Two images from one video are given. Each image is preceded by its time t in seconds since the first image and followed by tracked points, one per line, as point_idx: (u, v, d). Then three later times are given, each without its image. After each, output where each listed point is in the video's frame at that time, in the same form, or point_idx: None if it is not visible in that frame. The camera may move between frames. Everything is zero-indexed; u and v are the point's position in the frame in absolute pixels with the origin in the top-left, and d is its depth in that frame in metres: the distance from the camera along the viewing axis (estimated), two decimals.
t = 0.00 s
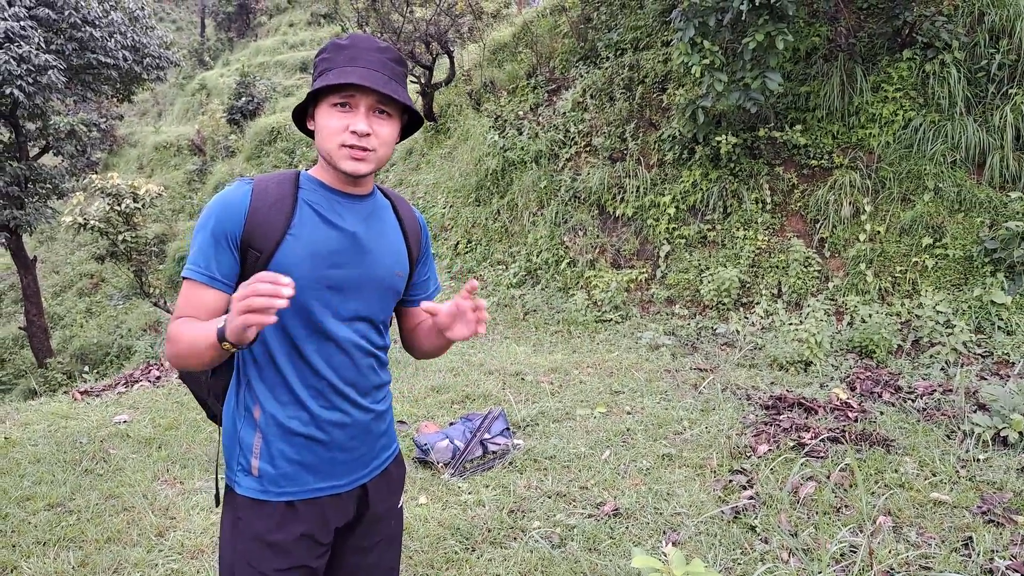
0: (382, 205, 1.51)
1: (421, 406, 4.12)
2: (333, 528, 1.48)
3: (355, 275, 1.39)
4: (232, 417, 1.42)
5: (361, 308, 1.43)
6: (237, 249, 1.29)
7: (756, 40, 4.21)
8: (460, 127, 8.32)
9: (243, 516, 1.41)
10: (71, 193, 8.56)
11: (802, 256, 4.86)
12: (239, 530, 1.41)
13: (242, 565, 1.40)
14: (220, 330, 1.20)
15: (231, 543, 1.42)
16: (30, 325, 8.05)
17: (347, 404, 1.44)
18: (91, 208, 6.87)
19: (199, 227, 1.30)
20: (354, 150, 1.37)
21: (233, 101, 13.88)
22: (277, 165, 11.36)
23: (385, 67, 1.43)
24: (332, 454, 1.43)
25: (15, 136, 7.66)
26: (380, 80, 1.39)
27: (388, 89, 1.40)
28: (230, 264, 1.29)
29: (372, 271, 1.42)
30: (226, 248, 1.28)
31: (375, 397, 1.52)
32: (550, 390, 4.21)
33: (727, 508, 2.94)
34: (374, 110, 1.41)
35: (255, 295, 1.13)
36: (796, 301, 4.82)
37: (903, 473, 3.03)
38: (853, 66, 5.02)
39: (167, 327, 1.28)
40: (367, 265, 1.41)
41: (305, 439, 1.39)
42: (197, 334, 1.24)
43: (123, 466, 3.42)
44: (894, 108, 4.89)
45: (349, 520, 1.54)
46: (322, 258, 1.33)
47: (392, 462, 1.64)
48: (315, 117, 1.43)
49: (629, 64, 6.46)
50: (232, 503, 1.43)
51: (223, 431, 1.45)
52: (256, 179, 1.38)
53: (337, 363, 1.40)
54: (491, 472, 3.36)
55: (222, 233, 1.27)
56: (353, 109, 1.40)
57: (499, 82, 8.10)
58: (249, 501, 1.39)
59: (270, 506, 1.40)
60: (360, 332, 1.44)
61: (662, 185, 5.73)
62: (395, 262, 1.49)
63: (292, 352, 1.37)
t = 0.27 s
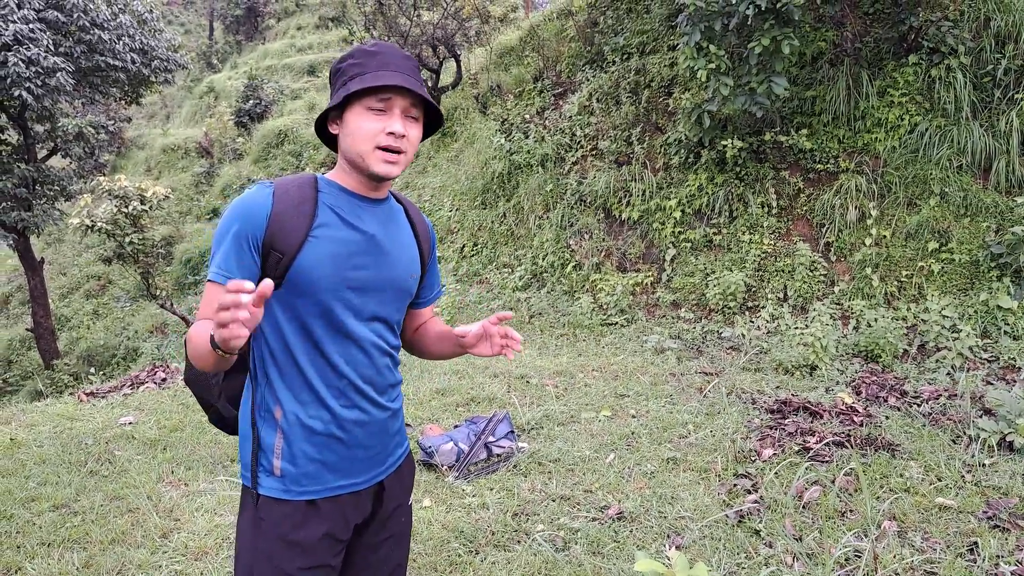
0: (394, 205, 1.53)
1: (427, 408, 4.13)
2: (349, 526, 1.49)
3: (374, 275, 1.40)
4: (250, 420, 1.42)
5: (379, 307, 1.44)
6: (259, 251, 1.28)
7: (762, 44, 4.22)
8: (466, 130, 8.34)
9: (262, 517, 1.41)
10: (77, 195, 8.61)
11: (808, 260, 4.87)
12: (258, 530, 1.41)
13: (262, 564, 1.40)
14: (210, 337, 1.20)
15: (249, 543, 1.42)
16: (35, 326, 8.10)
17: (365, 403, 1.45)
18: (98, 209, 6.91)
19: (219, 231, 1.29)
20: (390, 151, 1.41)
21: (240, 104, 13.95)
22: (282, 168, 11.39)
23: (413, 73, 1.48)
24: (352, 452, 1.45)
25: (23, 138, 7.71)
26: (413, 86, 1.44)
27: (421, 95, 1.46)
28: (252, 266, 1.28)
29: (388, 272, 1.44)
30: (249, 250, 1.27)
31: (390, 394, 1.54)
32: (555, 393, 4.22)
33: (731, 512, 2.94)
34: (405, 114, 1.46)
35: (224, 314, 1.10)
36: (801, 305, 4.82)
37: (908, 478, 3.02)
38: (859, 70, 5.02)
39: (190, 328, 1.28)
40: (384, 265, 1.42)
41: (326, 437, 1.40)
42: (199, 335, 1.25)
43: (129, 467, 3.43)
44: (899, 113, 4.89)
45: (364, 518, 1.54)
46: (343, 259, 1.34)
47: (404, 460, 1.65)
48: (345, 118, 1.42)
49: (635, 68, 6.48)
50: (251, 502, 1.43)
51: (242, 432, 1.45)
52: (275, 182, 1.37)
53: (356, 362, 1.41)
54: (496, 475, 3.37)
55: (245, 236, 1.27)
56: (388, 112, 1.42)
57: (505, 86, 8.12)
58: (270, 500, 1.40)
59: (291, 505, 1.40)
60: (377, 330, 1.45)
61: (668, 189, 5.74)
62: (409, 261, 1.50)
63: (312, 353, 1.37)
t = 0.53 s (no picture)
0: (394, 204, 1.53)
1: (428, 412, 4.13)
2: (354, 527, 1.50)
3: (381, 276, 1.41)
4: (257, 425, 1.41)
5: (385, 308, 1.45)
6: (268, 257, 1.27)
7: (763, 48, 4.23)
8: (468, 133, 8.35)
9: (271, 519, 1.42)
10: (79, 197, 8.62)
11: (809, 264, 4.87)
12: (267, 532, 1.42)
13: (270, 565, 1.42)
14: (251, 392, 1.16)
15: (258, 545, 1.43)
16: (36, 328, 8.11)
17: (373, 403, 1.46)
18: (99, 212, 6.92)
19: (227, 238, 1.27)
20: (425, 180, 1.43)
21: (243, 106, 13.98)
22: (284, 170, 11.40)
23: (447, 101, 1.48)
24: (361, 451, 1.46)
25: (25, 140, 7.73)
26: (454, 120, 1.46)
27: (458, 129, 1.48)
28: (262, 272, 1.27)
29: (394, 272, 1.45)
30: (260, 257, 1.26)
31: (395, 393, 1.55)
32: (556, 397, 4.22)
33: (731, 515, 2.93)
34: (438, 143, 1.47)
35: (295, 420, 1.10)
36: (802, 309, 4.82)
37: (909, 482, 3.02)
38: (860, 75, 5.03)
39: (206, 344, 1.25)
40: (390, 265, 1.43)
41: (335, 439, 1.41)
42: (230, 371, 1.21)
43: (129, 470, 3.43)
44: (900, 118, 4.90)
45: (368, 519, 1.55)
46: (351, 262, 1.35)
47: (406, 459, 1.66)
48: (390, 142, 1.36)
49: (637, 72, 6.49)
50: (259, 505, 1.44)
51: (249, 436, 1.45)
52: (280, 187, 1.36)
53: (365, 364, 1.42)
54: (496, 479, 3.37)
55: (255, 243, 1.26)
56: (431, 143, 1.42)
57: (507, 89, 8.13)
58: (279, 503, 1.40)
59: (300, 507, 1.41)
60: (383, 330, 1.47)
61: (669, 193, 5.74)
62: (412, 261, 1.52)
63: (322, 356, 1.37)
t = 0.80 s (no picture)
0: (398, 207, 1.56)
1: (428, 414, 4.14)
2: (363, 526, 1.51)
3: (393, 278, 1.44)
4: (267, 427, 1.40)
5: (393, 309, 1.48)
6: (289, 260, 1.26)
7: (764, 50, 4.23)
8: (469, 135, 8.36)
9: (284, 520, 1.42)
10: (81, 200, 8.65)
11: (810, 265, 4.87)
12: (280, 532, 1.42)
13: (284, 565, 1.42)
14: (301, 429, 1.15)
15: (270, 545, 1.43)
16: (38, 330, 8.14)
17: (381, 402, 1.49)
18: (101, 215, 6.93)
19: (247, 239, 1.23)
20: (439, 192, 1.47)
21: (244, 109, 14.01)
22: (286, 172, 11.42)
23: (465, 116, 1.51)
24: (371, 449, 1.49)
25: (27, 144, 7.75)
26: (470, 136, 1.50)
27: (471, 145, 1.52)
28: (284, 275, 1.26)
29: (403, 275, 1.47)
30: (284, 259, 1.25)
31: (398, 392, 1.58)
32: (557, 398, 4.22)
33: (732, 516, 2.93)
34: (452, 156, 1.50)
35: (354, 470, 1.15)
36: (804, 311, 4.82)
37: (910, 483, 3.02)
38: (861, 76, 5.03)
39: (230, 356, 1.21)
40: (399, 269, 1.46)
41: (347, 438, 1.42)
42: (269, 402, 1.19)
43: (130, 472, 3.45)
44: (901, 119, 4.90)
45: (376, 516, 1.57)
46: (368, 264, 1.36)
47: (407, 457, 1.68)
48: (420, 157, 1.37)
49: (638, 73, 6.49)
50: (271, 506, 1.43)
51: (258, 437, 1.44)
52: (297, 190, 1.34)
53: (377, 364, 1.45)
54: (497, 480, 3.37)
55: (279, 245, 1.24)
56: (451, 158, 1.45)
57: (508, 92, 8.14)
58: (293, 503, 1.41)
59: (313, 507, 1.41)
60: (391, 331, 1.50)
61: (670, 195, 5.74)
62: (417, 263, 1.55)
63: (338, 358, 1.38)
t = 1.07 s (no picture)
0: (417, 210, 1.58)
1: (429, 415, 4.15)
2: (372, 515, 1.54)
3: (415, 279, 1.46)
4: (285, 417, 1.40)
5: (412, 309, 1.51)
6: (324, 254, 1.27)
7: (768, 50, 4.21)
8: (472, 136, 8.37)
9: (302, 508, 1.43)
10: (87, 200, 8.71)
11: (814, 267, 4.86)
12: (298, 521, 1.43)
13: (302, 552, 1.43)
14: (366, 418, 1.28)
15: (286, 534, 1.43)
16: (44, 330, 8.19)
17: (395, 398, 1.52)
18: (106, 215, 6.98)
19: (286, 231, 1.23)
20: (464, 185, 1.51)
21: (249, 110, 14.07)
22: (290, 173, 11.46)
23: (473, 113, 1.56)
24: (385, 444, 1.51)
25: (33, 145, 7.81)
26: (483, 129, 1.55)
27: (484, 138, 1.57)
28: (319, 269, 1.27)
29: (422, 279, 1.49)
30: (321, 252, 1.25)
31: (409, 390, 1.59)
32: (558, 399, 4.23)
33: (734, 518, 2.92)
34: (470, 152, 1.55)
35: (414, 453, 1.34)
36: (807, 312, 4.80)
37: (912, 486, 3.01)
38: (865, 77, 5.00)
39: (275, 345, 1.20)
40: (420, 272, 1.48)
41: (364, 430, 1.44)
42: (324, 392, 1.26)
43: (134, 471, 3.47)
44: (906, 120, 4.87)
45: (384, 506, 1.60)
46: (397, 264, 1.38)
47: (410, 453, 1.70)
48: (442, 152, 1.41)
49: (641, 74, 6.48)
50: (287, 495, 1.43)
51: (273, 427, 1.44)
52: (330, 187, 1.35)
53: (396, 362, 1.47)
54: (498, 481, 3.37)
55: (317, 240, 1.24)
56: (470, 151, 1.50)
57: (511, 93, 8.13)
58: (310, 492, 1.42)
59: (331, 494, 1.43)
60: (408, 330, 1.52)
61: (673, 196, 5.74)
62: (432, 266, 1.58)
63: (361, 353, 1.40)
